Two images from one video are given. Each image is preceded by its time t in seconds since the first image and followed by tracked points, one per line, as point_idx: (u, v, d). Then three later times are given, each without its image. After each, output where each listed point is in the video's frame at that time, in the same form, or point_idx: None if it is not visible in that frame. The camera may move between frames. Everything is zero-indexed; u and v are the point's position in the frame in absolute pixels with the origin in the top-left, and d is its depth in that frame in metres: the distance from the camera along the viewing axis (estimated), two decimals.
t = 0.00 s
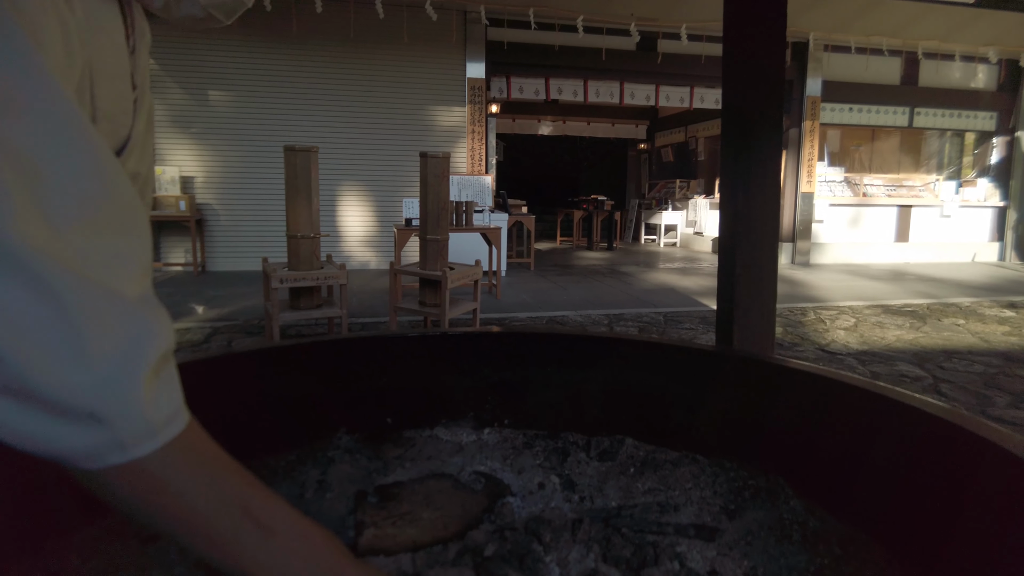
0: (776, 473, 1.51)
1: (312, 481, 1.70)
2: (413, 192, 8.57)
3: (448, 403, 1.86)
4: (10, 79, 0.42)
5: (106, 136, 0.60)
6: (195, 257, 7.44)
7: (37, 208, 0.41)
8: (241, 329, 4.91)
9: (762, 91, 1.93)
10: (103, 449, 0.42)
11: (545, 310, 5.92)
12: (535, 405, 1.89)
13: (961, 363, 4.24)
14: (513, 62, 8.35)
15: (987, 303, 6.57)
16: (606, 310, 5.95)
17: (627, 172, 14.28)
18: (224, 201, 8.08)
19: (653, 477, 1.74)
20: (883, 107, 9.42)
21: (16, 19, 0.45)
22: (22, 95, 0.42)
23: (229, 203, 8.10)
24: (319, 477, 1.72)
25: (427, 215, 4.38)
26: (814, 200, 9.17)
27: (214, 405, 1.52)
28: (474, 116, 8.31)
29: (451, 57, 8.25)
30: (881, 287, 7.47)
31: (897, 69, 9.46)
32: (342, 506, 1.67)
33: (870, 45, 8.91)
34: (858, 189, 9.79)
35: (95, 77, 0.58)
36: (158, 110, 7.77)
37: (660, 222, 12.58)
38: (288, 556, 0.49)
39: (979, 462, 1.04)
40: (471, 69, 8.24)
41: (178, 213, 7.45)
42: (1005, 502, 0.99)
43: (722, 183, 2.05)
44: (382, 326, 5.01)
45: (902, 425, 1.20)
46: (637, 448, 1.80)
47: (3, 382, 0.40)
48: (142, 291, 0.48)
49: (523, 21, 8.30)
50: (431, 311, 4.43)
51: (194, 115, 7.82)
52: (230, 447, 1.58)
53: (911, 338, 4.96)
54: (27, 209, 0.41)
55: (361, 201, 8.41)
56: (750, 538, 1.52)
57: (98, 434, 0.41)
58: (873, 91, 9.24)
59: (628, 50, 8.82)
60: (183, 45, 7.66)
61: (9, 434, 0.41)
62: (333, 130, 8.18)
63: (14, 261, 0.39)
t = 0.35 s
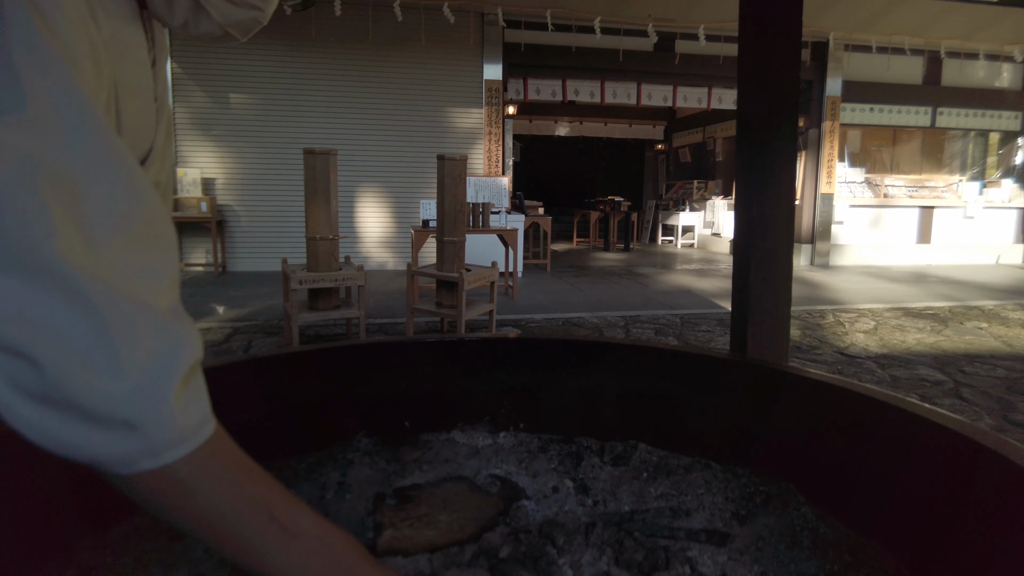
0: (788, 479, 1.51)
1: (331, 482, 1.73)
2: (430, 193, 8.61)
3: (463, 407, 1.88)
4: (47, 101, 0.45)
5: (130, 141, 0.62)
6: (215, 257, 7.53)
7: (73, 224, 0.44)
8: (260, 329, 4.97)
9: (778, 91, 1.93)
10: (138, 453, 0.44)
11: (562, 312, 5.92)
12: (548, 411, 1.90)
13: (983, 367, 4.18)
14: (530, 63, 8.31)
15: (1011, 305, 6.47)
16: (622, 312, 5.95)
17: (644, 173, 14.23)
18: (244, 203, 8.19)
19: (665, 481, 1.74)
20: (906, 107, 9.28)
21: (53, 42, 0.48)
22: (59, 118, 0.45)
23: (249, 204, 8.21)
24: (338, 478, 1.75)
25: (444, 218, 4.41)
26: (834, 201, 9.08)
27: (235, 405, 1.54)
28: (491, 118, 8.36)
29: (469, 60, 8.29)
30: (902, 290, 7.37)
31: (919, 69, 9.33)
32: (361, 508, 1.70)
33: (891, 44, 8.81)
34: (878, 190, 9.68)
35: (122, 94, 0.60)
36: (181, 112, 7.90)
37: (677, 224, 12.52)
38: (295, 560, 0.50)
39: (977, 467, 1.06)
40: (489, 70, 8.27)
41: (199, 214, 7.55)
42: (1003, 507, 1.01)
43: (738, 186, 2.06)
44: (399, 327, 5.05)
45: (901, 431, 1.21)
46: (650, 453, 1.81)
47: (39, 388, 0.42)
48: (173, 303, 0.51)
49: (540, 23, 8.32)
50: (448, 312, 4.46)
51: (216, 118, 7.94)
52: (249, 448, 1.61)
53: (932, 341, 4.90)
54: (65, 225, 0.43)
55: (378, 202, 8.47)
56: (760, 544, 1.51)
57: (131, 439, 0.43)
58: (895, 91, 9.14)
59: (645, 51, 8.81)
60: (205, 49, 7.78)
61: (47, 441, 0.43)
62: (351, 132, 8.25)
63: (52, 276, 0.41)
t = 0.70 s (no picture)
0: (791, 499, 1.54)
1: (354, 495, 1.77)
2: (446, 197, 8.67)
3: (478, 420, 1.91)
4: (62, 128, 0.44)
5: (164, 184, 0.67)
6: (236, 261, 7.64)
7: (101, 252, 0.44)
8: (280, 333, 5.05)
9: (789, 102, 1.94)
10: (164, 465, 0.43)
11: (577, 316, 5.94)
12: (562, 424, 1.92)
13: (1003, 374, 4.14)
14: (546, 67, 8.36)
15: None
16: (637, 317, 5.96)
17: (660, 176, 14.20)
18: (264, 207, 8.30)
19: (673, 498, 1.77)
20: (926, 109, 9.19)
21: (81, 74, 0.47)
22: (85, 146, 0.45)
23: (268, 208, 8.32)
24: (361, 491, 1.79)
25: (460, 224, 4.46)
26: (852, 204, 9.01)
27: (263, 423, 1.57)
28: (506, 122, 8.40)
29: (485, 64, 8.33)
30: (921, 295, 7.31)
31: (939, 70, 9.23)
32: (382, 521, 1.75)
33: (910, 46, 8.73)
34: (897, 193, 9.59)
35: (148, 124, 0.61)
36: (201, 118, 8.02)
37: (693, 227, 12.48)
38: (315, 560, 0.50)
39: (967, 494, 1.08)
40: (505, 74, 8.31)
41: (219, 218, 7.66)
42: (988, 536, 1.03)
43: (749, 196, 2.07)
44: (416, 332, 5.10)
45: (893, 457, 1.24)
46: (659, 469, 1.84)
47: (69, 408, 0.42)
48: (190, 324, 0.51)
49: (556, 26, 8.35)
50: (463, 317, 4.50)
51: (236, 123, 8.05)
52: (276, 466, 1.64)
53: (950, 348, 4.86)
54: (93, 253, 0.44)
55: (395, 206, 8.54)
56: (764, 560, 1.54)
57: (158, 449, 0.43)
58: (915, 93, 9.04)
59: (661, 54, 8.81)
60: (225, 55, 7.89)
61: (72, 455, 0.43)
62: (367, 136, 8.32)
63: (82, 302, 0.42)
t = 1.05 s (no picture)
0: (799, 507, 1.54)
1: (371, 498, 1.80)
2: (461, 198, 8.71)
3: (491, 425, 1.94)
4: (124, 175, 0.52)
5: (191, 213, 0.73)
6: (254, 262, 7.73)
7: (157, 274, 0.53)
8: (297, 334, 5.11)
9: (801, 105, 1.94)
10: (234, 464, 0.50)
11: (592, 318, 5.95)
12: (573, 429, 1.94)
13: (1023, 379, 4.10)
14: (561, 70, 8.38)
15: None
16: (652, 319, 5.95)
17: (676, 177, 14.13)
18: (281, 209, 8.39)
19: (682, 504, 1.78)
20: (946, 109, 9.08)
21: (120, 114, 0.54)
22: (139, 188, 0.53)
23: (286, 210, 8.41)
24: (378, 494, 1.81)
25: (475, 227, 4.49)
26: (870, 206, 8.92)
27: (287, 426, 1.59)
28: (522, 124, 8.43)
29: (501, 67, 8.36)
30: (940, 298, 7.22)
31: (960, 70, 9.11)
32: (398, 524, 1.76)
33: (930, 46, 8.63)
34: (917, 195, 9.48)
35: (172, 149, 0.66)
36: (221, 121, 8.13)
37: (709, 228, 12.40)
38: (368, 557, 0.56)
39: (962, 500, 1.09)
40: (520, 76, 8.33)
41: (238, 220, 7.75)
42: (982, 543, 1.04)
43: (759, 200, 2.08)
44: (432, 333, 5.14)
45: (891, 463, 1.26)
46: (669, 476, 1.85)
47: (148, 414, 0.50)
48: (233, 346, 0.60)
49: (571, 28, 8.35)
50: (478, 319, 4.53)
51: (254, 126, 8.16)
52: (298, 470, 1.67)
53: (970, 352, 4.81)
54: (154, 279, 0.52)
55: (411, 208, 8.60)
56: (769, 567, 1.53)
57: (229, 449, 0.50)
58: (935, 93, 8.94)
59: (677, 55, 8.78)
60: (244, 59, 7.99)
61: (143, 456, 0.50)
62: (384, 138, 8.39)
63: (147, 316, 0.50)
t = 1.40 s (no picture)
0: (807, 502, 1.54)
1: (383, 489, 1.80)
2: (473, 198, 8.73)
3: (501, 419, 1.95)
4: (149, 174, 0.53)
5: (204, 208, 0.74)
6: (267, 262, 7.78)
7: (188, 266, 0.55)
8: (309, 332, 5.15)
9: (812, 100, 1.93)
10: (271, 447, 0.51)
11: (603, 318, 5.94)
12: (582, 425, 1.94)
13: None
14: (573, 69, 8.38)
15: None
16: (663, 319, 5.94)
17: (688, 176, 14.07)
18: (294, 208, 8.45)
19: (691, 498, 1.77)
20: (963, 108, 8.99)
21: (144, 113, 0.56)
22: (162, 184, 0.54)
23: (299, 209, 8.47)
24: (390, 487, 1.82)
25: (487, 226, 4.50)
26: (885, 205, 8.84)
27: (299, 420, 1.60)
28: (533, 124, 8.44)
29: (512, 66, 8.37)
30: (955, 298, 7.15)
31: (976, 69, 9.01)
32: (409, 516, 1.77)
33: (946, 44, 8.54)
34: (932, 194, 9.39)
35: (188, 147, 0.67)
36: (235, 122, 8.20)
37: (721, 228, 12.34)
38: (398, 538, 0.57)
39: (967, 491, 1.10)
40: (531, 76, 8.33)
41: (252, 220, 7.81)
42: (987, 536, 1.04)
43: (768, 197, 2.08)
44: (442, 332, 5.16)
45: (897, 456, 1.27)
46: (678, 470, 1.85)
47: (186, 399, 0.51)
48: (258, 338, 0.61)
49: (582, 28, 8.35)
50: (490, 318, 4.54)
51: (267, 126, 8.21)
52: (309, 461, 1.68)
53: (985, 353, 4.76)
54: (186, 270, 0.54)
55: (423, 207, 8.63)
56: (778, 560, 1.52)
57: (267, 432, 0.51)
58: (951, 92, 8.84)
59: (689, 54, 8.75)
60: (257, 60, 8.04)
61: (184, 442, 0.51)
62: (396, 138, 8.42)
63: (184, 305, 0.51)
